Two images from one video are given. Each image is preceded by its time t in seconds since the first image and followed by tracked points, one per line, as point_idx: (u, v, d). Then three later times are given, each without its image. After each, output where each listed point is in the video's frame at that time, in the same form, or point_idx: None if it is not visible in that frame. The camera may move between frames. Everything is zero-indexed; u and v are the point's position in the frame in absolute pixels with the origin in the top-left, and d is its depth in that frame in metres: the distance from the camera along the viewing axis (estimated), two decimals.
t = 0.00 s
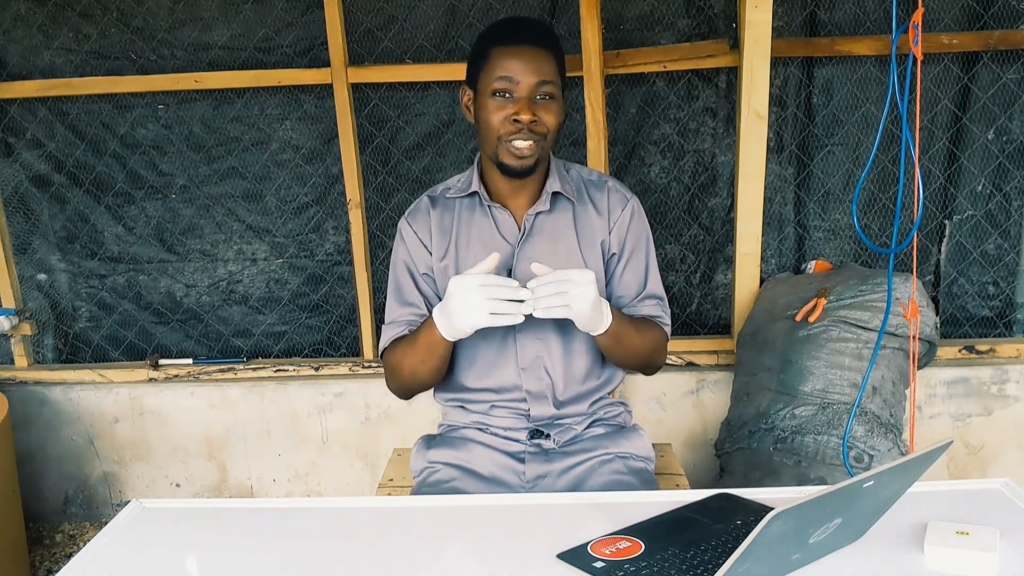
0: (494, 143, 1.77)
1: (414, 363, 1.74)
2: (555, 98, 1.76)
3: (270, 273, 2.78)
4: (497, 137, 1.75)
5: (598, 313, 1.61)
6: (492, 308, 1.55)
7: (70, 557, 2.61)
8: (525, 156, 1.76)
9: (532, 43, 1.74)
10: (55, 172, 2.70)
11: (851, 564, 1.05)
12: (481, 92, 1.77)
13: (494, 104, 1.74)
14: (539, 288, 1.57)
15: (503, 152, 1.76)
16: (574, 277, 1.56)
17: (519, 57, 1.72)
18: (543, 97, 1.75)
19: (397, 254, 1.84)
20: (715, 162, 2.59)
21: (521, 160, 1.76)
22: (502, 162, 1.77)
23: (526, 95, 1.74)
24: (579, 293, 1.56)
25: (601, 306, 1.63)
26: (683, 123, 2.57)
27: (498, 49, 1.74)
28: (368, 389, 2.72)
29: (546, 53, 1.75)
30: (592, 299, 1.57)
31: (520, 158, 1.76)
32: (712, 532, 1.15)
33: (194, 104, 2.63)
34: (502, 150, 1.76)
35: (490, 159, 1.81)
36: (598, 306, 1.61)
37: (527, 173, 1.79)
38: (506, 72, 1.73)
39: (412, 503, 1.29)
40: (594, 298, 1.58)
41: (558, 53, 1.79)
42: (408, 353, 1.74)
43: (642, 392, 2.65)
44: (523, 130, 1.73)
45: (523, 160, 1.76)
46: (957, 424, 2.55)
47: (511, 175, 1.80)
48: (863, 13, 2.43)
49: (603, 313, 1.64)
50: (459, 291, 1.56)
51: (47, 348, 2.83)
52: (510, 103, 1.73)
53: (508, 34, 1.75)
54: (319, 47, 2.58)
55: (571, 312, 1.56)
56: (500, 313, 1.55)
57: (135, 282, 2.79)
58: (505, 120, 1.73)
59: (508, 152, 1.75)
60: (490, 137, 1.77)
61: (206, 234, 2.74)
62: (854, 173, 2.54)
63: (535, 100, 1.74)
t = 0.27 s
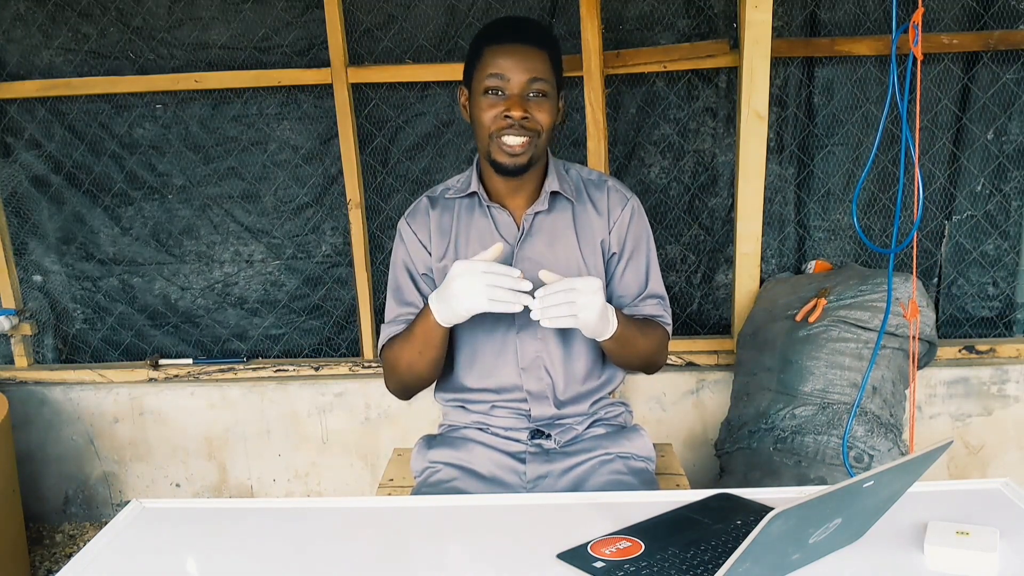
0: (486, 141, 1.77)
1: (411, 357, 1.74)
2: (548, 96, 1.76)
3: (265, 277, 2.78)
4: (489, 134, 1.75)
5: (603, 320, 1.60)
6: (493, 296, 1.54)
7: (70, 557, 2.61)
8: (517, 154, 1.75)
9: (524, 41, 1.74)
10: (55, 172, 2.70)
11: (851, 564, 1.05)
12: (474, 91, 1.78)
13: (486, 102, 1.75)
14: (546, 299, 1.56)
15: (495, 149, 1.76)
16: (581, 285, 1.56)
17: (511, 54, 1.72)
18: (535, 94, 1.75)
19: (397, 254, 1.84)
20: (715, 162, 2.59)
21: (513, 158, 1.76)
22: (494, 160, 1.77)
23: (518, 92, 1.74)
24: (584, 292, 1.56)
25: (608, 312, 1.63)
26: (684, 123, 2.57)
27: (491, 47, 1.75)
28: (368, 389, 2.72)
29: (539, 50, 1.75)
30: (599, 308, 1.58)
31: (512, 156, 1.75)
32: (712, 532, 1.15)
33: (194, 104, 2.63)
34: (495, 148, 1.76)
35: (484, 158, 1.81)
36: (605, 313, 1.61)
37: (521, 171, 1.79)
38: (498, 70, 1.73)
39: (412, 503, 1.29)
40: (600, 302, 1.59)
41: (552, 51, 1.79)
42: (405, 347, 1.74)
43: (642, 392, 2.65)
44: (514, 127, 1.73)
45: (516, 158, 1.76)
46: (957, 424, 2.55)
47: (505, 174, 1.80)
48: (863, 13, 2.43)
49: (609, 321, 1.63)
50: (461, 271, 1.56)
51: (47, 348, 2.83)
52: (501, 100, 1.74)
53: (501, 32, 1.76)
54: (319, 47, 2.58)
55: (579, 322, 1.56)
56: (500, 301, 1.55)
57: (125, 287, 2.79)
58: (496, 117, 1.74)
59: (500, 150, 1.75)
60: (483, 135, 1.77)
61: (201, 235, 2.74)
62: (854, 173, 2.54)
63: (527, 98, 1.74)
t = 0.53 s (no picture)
0: (499, 139, 1.75)
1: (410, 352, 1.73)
2: (557, 94, 1.77)
3: (263, 277, 2.78)
4: (502, 132, 1.74)
5: (595, 324, 1.60)
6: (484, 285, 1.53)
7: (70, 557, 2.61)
8: (532, 151, 1.75)
9: (533, 39, 1.75)
10: (55, 172, 2.70)
11: (851, 564, 1.05)
12: (483, 89, 1.77)
13: (498, 100, 1.74)
14: (535, 312, 1.55)
15: (509, 147, 1.75)
16: (569, 295, 1.55)
17: (522, 52, 1.73)
18: (547, 93, 1.75)
19: (396, 253, 1.85)
20: (716, 162, 2.59)
21: (528, 155, 1.75)
22: (508, 158, 1.76)
23: (530, 89, 1.74)
24: (574, 300, 1.55)
25: (601, 317, 1.62)
26: (684, 123, 2.57)
27: (500, 46, 1.74)
28: (368, 389, 2.72)
29: (547, 48, 1.76)
30: (589, 315, 1.57)
31: (527, 153, 1.75)
32: (712, 532, 1.15)
33: (194, 104, 2.63)
34: (509, 145, 1.74)
35: (494, 157, 1.79)
36: (596, 318, 1.60)
37: (533, 169, 1.78)
38: (511, 68, 1.73)
39: (412, 503, 1.29)
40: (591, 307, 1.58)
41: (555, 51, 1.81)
42: (403, 339, 1.73)
43: (642, 392, 2.65)
44: (529, 124, 1.72)
45: (530, 155, 1.75)
46: (957, 424, 2.55)
47: (517, 172, 1.79)
48: (863, 13, 2.43)
49: (601, 323, 1.63)
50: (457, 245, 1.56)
51: (47, 348, 2.84)
52: (515, 98, 1.73)
53: (509, 30, 1.75)
54: (319, 47, 2.58)
55: (569, 332, 1.56)
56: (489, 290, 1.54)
57: (124, 286, 2.79)
58: (510, 115, 1.73)
59: (515, 147, 1.74)
60: (495, 133, 1.75)
61: (199, 235, 2.74)
62: (854, 173, 2.54)
63: (539, 95, 1.74)
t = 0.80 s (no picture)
0: (503, 145, 1.76)
1: (415, 358, 1.72)
2: (562, 102, 1.77)
3: (262, 277, 2.78)
4: (506, 139, 1.75)
5: (584, 316, 1.61)
6: (483, 304, 1.53)
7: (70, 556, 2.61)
8: (535, 159, 1.76)
9: (539, 46, 1.74)
10: (55, 172, 2.70)
11: (851, 564, 1.05)
12: (488, 93, 1.76)
13: (504, 106, 1.73)
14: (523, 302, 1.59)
15: (512, 153, 1.75)
16: (554, 285, 1.58)
17: (528, 59, 1.72)
18: (551, 100, 1.75)
19: (399, 251, 1.85)
20: (715, 162, 2.59)
21: (531, 163, 1.76)
22: (510, 164, 1.77)
23: (535, 97, 1.73)
24: (560, 289, 1.57)
25: (591, 308, 1.63)
26: (684, 123, 2.57)
27: (506, 52, 1.73)
28: (368, 389, 2.72)
29: (553, 57, 1.75)
30: (575, 305, 1.58)
31: (529, 161, 1.75)
32: (712, 532, 1.15)
33: (194, 104, 2.63)
34: (512, 153, 1.75)
35: (496, 161, 1.80)
36: (585, 311, 1.61)
37: (535, 175, 1.79)
38: (516, 76, 1.72)
39: (412, 503, 1.29)
40: (580, 298, 1.59)
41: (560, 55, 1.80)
42: (410, 360, 1.73)
43: (642, 392, 2.65)
44: (533, 133, 1.73)
45: (532, 163, 1.76)
46: (957, 424, 2.55)
47: (519, 178, 1.80)
48: (863, 13, 2.43)
49: (592, 318, 1.63)
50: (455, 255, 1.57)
51: (47, 348, 2.84)
52: (520, 105, 1.73)
53: (515, 35, 1.74)
54: (319, 47, 2.58)
55: (555, 321, 1.57)
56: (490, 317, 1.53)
57: (123, 286, 2.79)
58: (514, 122, 1.73)
59: (517, 155, 1.75)
60: (499, 139, 1.76)
61: (198, 235, 2.74)
62: (854, 173, 2.54)
63: (544, 103, 1.74)
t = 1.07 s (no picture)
0: (477, 152, 1.78)
1: (419, 363, 1.73)
2: (539, 108, 1.74)
3: (261, 277, 2.78)
4: (478, 146, 1.76)
5: (598, 323, 1.60)
6: (494, 334, 1.55)
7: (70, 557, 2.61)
8: (505, 167, 1.76)
9: (515, 52, 1.71)
10: (55, 172, 2.70)
11: (851, 565, 1.05)
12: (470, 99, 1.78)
13: (476, 113, 1.75)
14: (539, 304, 1.57)
15: (484, 160, 1.77)
16: (574, 290, 1.56)
17: (500, 66, 1.71)
18: (524, 108, 1.73)
19: (402, 251, 1.85)
20: (715, 163, 2.60)
21: (501, 171, 1.77)
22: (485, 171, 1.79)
23: (506, 105, 1.72)
24: (577, 296, 1.56)
25: (605, 313, 1.63)
26: (684, 123, 2.57)
27: (484, 58, 1.73)
28: (368, 389, 2.72)
29: (531, 62, 1.72)
30: (593, 310, 1.58)
31: (499, 168, 1.76)
32: (712, 532, 1.15)
33: (194, 104, 2.63)
34: (484, 159, 1.77)
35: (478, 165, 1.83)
36: (601, 316, 1.61)
37: (511, 182, 1.80)
38: (488, 82, 1.72)
39: (413, 503, 1.29)
40: (595, 305, 1.58)
41: (548, 59, 1.75)
42: (412, 366, 1.74)
43: (642, 392, 2.65)
44: (500, 141, 1.73)
45: (502, 170, 1.77)
46: (957, 424, 2.55)
47: (496, 183, 1.82)
48: (863, 13, 2.43)
49: (606, 322, 1.63)
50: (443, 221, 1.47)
51: (47, 348, 2.84)
52: (489, 113, 1.73)
53: (496, 41, 1.73)
54: (319, 47, 2.58)
55: (573, 326, 1.56)
56: (501, 350, 1.55)
57: (123, 285, 2.79)
58: (484, 130, 1.74)
59: (488, 162, 1.77)
60: (474, 146, 1.78)
61: (197, 235, 2.74)
62: (854, 173, 2.54)
63: (515, 111, 1.72)
